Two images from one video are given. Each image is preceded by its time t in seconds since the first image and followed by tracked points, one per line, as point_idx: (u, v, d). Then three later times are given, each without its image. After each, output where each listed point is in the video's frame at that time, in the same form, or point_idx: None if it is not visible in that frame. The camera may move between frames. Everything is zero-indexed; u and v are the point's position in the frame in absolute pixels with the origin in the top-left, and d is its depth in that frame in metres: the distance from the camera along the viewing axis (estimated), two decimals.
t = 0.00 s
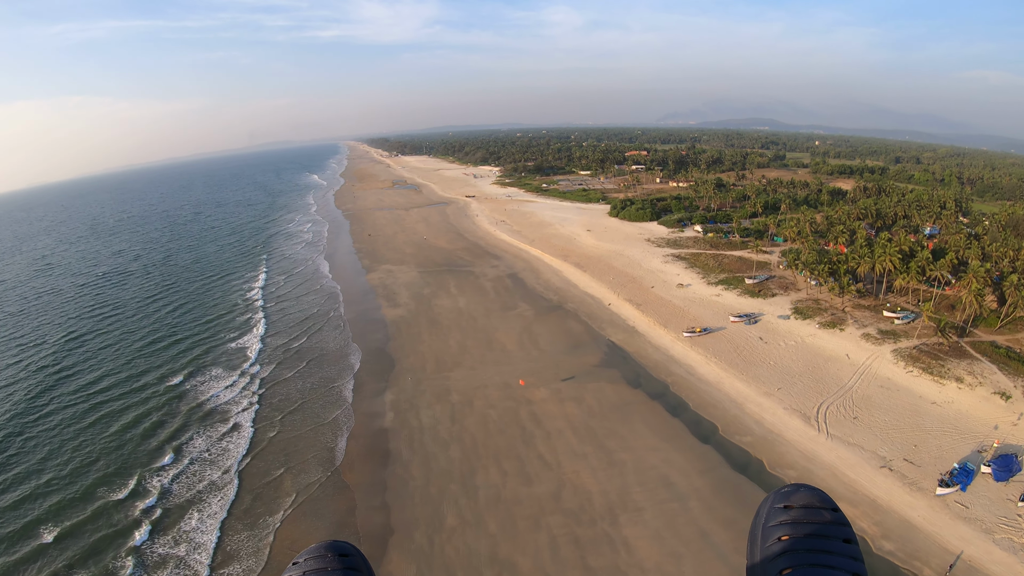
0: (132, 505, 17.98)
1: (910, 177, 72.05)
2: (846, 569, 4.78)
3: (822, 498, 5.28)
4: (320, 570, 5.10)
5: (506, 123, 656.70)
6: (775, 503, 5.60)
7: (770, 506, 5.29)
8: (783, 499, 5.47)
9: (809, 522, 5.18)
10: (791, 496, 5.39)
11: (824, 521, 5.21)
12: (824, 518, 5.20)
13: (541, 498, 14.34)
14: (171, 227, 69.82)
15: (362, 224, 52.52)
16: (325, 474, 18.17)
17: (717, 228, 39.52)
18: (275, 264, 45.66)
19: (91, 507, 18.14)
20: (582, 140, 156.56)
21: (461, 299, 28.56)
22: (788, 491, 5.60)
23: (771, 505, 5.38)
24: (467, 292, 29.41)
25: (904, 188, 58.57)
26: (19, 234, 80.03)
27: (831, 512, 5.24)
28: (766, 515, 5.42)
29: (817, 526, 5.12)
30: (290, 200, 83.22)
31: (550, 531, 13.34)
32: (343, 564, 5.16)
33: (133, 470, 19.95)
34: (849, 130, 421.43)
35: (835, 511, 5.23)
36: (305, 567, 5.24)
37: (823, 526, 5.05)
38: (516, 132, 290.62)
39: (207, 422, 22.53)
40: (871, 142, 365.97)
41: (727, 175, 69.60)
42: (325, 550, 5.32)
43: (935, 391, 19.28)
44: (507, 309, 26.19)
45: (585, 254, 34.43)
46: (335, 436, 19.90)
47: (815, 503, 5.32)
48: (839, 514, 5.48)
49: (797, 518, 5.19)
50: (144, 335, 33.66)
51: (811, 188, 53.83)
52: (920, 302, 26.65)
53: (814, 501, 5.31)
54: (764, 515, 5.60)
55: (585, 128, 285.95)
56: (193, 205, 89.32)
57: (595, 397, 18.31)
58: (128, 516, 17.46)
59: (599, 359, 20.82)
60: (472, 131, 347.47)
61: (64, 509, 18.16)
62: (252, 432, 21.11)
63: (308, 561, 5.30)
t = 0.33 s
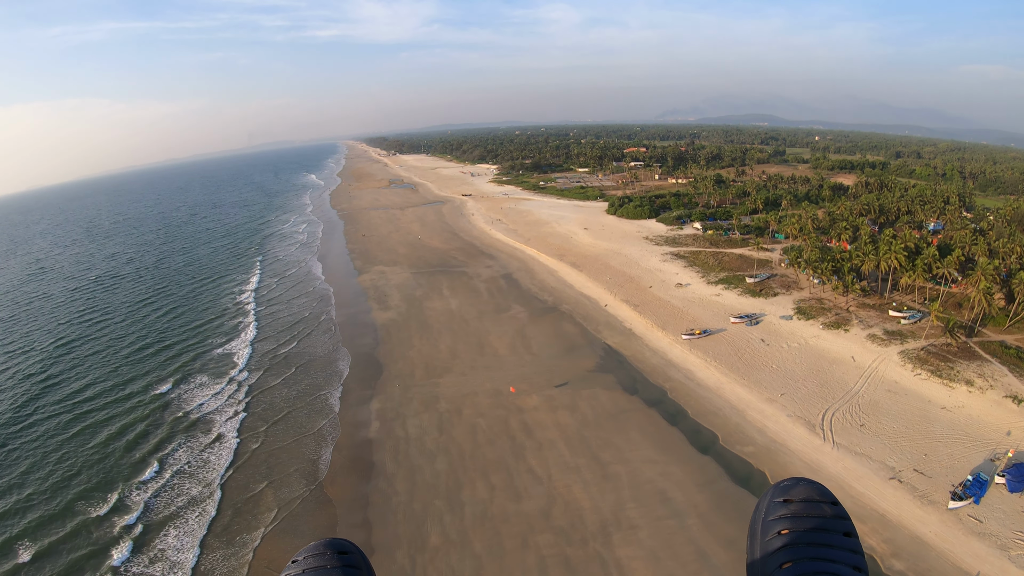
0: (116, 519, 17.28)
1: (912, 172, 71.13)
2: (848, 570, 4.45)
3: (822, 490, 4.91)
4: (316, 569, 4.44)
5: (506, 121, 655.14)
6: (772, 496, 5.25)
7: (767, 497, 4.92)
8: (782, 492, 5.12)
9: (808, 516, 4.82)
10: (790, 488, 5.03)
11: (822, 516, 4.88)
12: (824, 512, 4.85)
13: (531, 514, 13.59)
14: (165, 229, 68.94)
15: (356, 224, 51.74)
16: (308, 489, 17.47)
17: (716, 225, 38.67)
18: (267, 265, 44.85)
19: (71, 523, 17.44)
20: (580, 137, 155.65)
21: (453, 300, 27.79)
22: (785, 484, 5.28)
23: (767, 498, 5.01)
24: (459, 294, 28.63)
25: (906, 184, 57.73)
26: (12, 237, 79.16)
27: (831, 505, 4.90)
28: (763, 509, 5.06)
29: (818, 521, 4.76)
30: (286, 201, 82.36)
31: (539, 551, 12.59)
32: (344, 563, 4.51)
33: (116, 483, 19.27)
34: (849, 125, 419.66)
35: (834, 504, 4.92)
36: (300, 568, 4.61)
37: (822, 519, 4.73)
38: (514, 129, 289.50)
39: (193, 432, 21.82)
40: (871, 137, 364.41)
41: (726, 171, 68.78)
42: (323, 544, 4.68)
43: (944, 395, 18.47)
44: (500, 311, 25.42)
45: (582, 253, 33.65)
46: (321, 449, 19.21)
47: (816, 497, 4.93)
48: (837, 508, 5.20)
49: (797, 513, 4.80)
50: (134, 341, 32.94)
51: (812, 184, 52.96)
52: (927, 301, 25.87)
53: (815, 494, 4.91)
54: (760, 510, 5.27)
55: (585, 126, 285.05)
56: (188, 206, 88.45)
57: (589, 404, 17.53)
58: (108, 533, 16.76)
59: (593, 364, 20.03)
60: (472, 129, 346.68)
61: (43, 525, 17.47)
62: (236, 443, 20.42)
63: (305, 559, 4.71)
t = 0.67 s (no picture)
0: (94, 542, 16.46)
1: (913, 170, 70.25)
2: (852, 559, 4.51)
3: (827, 480, 4.95)
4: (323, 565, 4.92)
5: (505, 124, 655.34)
6: (778, 486, 5.40)
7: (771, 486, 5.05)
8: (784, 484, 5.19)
9: (813, 505, 4.94)
10: (792, 482, 5.12)
11: (827, 504, 4.99)
12: (829, 501, 4.92)
13: (518, 539, 12.76)
14: (159, 236, 68.25)
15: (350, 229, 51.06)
16: (289, 511, 16.68)
17: (715, 226, 37.93)
18: (259, 272, 44.07)
19: (45, 548, 16.60)
20: (578, 138, 155.27)
21: (445, 307, 27.03)
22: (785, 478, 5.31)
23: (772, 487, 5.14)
24: (451, 300, 27.88)
25: (907, 182, 56.94)
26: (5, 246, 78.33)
27: (836, 495, 4.98)
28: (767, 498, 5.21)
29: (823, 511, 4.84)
30: (282, 206, 81.70)
31: None
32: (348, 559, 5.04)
33: (95, 502, 18.45)
34: (848, 123, 418.98)
35: (840, 493, 4.99)
36: (303, 562, 5.07)
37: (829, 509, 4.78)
38: (512, 132, 289.30)
39: (176, 448, 21.01)
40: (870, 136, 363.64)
41: (725, 172, 68.00)
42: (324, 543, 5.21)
43: (954, 402, 17.66)
44: (492, 318, 24.62)
45: (577, 257, 32.86)
46: (304, 467, 18.43)
47: (821, 487, 5.01)
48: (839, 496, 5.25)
49: (800, 502, 4.92)
50: (122, 352, 32.16)
51: (812, 183, 52.24)
52: (933, 303, 25.06)
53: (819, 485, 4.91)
54: (765, 500, 5.43)
55: (583, 128, 284.64)
56: (183, 213, 87.72)
57: (582, 417, 16.74)
58: (83, 558, 15.92)
59: (587, 373, 19.25)
60: (471, 132, 346.64)
61: (18, 549, 16.66)
62: (218, 460, 19.62)
63: (308, 554, 5.19)
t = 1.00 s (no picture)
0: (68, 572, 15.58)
1: (912, 170, 69.58)
2: (842, 559, 4.07)
3: (817, 473, 4.49)
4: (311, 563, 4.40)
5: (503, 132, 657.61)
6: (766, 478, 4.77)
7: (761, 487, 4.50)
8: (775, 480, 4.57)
9: (804, 502, 4.44)
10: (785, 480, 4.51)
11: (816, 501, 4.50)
12: (818, 498, 4.45)
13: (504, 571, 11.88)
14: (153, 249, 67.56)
15: (343, 239, 50.40)
16: (269, 539, 15.79)
17: (713, 230, 37.19)
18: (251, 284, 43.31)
19: None
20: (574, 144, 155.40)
21: (435, 320, 26.26)
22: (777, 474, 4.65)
23: (757, 482, 4.67)
24: (441, 312, 27.10)
25: (906, 182, 56.30)
26: None
27: (826, 491, 4.52)
28: (756, 494, 4.69)
29: (812, 506, 4.36)
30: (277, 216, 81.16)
31: None
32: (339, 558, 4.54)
33: (73, 529, 17.56)
34: (845, 125, 419.92)
35: (829, 489, 4.53)
36: (292, 549, 4.63)
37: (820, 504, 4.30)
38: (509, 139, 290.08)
39: (158, 470, 20.12)
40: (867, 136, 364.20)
41: (722, 175, 67.40)
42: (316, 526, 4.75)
43: (965, 412, 16.78)
44: (483, 330, 23.84)
45: (572, 264, 32.14)
46: (285, 493, 17.55)
47: (812, 482, 4.52)
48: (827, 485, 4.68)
49: (791, 500, 4.40)
50: (110, 369, 31.31)
51: (810, 185, 51.61)
52: (939, 307, 24.22)
53: (811, 478, 4.44)
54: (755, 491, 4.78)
55: (582, 133, 285.01)
56: (178, 224, 87.09)
57: (574, 437, 15.88)
58: None
59: (580, 388, 18.42)
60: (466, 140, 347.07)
61: None
62: (198, 483, 18.75)
63: (296, 540, 4.73)
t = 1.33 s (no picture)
0: None
1: (911, 167, 68.87)
2: (833, 555, 4.24)
3: (809, 473, 4.65)
4: (308, 559, 4.51)
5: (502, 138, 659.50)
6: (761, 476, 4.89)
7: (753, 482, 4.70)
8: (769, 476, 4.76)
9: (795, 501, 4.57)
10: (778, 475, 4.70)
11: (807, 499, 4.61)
12: (808, 496, 4.63)
13: None
14: (147, 262, 66.81)
15: (337, 250, 49.76)
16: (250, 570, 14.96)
17: (711, 234, 36.49)
18: (244, 297, 42.53)
19: None
20: (571, 150, 155.19)
21: (426, 332, 25.53)
22: (772, 468, 4.86)
23: (750, 479, 4.81)
24: (433, 324, 26.37)
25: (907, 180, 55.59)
26: None
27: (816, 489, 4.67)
28: (748, 490, 4.85)
29: (805, 504, 4.53)
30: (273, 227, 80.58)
31: None
32: (335, 554, 4.63)
33: (51, 559, 16.68)
34: (843, 124, 419.85)
35: (821, 488, 4.67)
36: (289, 546, 4.74)
37: (812, 503, 4.47)
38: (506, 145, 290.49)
39: (142, 494, 19.28)
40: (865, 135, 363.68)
41: (720, 177, 66.71)
42: (312, 523, 4.84)
43: (978, 420, 15.87)
44: (475, 343, 23.07)
45: (568, 272, 31.40)
46: (268, 519, 16.74)
47: (804, 481, 4.69)
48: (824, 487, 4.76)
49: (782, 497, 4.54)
50: (99, 389, 30.46)
51: (809, 184, 50.93)
52: (946, 308, 23.44)
53: (802, 479, 4.63)
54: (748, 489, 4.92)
55: (579, 138, 285.56)
56: (173, 237, 86.44)
57: (568, 456, 15.08)
58: None
59: (574, 403, 17.62)
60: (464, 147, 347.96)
61: None
62: (180, 509, 17.90)
63: (293, 537, 4.83)
